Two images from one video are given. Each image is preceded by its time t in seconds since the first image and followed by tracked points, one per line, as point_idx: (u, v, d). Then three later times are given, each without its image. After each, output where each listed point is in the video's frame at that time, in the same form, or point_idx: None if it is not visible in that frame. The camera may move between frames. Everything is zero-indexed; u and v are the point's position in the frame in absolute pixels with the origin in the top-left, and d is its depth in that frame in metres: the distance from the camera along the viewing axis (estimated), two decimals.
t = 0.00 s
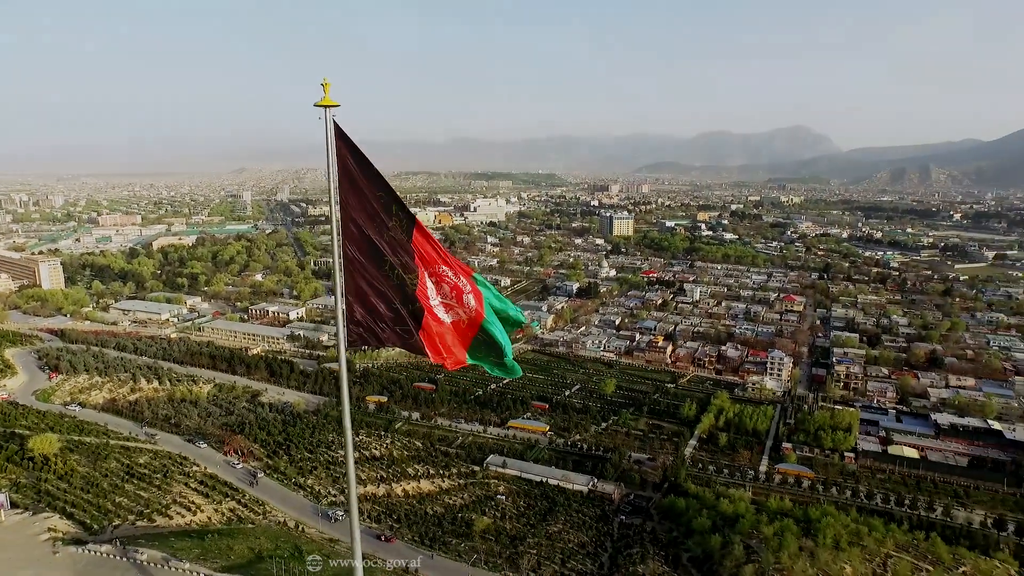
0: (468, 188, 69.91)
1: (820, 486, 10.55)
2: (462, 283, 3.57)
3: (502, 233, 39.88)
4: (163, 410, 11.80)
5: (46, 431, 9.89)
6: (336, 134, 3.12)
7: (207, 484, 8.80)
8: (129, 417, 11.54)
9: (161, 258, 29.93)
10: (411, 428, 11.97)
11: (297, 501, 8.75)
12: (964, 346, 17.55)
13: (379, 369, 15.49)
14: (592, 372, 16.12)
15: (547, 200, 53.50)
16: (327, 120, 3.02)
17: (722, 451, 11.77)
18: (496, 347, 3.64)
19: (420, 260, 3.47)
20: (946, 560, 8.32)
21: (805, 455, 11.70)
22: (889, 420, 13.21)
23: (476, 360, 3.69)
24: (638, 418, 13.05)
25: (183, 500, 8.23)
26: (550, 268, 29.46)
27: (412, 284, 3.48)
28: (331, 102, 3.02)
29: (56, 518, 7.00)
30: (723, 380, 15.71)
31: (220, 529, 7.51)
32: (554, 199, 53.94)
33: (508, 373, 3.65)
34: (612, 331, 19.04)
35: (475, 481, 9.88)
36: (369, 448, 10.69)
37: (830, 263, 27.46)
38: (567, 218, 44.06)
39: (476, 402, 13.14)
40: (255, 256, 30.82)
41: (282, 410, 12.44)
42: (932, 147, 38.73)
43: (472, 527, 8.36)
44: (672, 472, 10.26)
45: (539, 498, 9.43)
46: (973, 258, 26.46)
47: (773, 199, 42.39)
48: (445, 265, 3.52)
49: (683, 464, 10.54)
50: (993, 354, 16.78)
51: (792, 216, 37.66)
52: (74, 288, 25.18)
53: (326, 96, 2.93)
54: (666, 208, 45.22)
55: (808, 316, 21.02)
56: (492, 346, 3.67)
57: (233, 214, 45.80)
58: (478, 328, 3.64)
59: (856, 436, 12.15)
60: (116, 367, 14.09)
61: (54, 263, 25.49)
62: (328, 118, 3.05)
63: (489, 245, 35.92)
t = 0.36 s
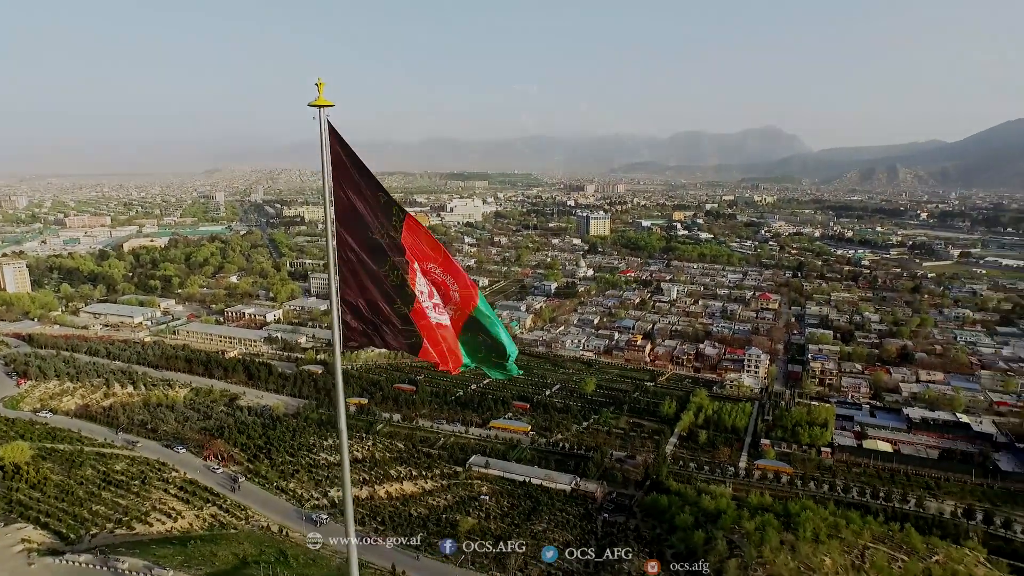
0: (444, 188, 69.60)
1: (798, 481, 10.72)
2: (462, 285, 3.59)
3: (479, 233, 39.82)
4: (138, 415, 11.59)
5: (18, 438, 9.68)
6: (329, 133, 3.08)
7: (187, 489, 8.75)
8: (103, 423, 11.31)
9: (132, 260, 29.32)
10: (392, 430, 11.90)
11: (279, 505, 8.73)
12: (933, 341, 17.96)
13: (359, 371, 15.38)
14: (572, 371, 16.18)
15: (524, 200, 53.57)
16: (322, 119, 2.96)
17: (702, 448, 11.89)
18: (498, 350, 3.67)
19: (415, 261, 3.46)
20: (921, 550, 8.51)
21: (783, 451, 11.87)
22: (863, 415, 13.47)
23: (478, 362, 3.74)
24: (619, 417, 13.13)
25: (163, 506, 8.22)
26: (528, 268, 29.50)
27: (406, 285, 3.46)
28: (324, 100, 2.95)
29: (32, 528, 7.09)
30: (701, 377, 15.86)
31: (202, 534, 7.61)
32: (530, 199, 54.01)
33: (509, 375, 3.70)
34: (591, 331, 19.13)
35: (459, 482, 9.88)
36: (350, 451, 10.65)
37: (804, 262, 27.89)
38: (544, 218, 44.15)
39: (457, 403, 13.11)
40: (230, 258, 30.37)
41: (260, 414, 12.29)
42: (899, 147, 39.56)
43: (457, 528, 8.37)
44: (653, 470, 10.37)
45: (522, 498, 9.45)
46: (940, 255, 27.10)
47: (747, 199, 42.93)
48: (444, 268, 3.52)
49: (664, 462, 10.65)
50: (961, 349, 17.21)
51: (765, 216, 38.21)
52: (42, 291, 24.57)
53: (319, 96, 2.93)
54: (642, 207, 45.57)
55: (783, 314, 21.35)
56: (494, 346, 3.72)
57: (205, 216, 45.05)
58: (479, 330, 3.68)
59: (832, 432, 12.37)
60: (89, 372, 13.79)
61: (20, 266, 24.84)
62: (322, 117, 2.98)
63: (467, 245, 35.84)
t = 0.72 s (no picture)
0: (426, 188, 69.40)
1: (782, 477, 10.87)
2: (465, 291, 3.67)
3: (462, 233, 39.76)
4: (120, 420, 11.41)
5: None
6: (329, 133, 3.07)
7: (173, 495, 8.70)
8: (83, 429, 11.12)
9: (109, 262, 28.84)
10: (379, 432, 11.85)
11: (267, 509, 8.72)
12: (910, 338, 18.32)
13: (343, 373, 15.33)
14: (557, 371, 16.23)
15: (505, 200, 53.59)
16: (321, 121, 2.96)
17: (688, 446, 12.00)
18: (500, 351, 3.85)
19: (410, 262, 3.50)
20: (904, 542, 8.67)
21: (767, 448, 12.02)
22: (844, 411, 13.68)
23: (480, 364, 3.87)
24: (605, 416, 13.19)
25: (148, 512, 8.15)
26: (511, 268, 29.52)
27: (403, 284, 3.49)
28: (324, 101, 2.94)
29: (14, 539, 6.99)
30: (685, 376, 15.98)
31: (190, 540, 7.55)
32: (512, 200, 54.04)
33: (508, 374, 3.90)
34: (575, 331, 19.19)
35: (446, 483, 9.89)
36: (337, 454, 10.65)
37: (784, 260, 28.27)
38: (526, 218, 44.21)
39: (443, 404, 13.09)
40: (209, 260, 30.01)
41: (244, 417, 12.18)
42: (874, 148, 40.23)
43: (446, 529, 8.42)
44: (639, 468, 10.46)
45: (511, 498, 9.46)
46: (916, 254, 27.63)
47: (726, 199, 43.38)
48: (450, 273, 3.61)
49: (650, 460, 10.73)
50: (937, 345, 17.54)
51: (745, 215, 38.63)
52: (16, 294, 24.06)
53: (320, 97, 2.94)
54: (623, 206, 45.80)
55: (765, 312, 21.60)
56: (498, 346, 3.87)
57: (184, 217, 44.48)
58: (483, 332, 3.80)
59: (814, 428, 12.54)
60: (67, 377, 13.53)
61: None
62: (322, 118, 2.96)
63: (449, 245, 35.76)
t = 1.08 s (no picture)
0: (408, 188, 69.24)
1: (767, 474, 11.01)
2: (461, 290, 3.99)
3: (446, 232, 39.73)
4: (101, 424, 11.24)
5: None
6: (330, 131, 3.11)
7: (159, 500, 8.65)
8: (63, 434, 10.93)
9: (87, 264, 28.38)
10: (365, 433, 11.81)
11: (256, 513, 8.70)
12: (889, 336, 18.61)
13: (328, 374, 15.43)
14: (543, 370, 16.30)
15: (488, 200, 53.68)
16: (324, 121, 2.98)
17: (674, 445, 12.09)
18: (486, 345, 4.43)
19: (411, 265, 3.67)
20: (886, 536, 8.81)
21: (752, 446, 12.17)
22: (826, 408, 13.88)
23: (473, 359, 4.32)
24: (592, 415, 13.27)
25: (134, 518, 8.08)
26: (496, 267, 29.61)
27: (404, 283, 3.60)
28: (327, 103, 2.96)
29: None
30: (670, 374, 16.10)
31: (178, 544, 7.48)
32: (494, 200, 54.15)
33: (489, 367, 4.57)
34: (561, 330, 19.29)
35: (435, 484, 9.91)
36: (324, 456, 10.66)
37: (764, 260, 28.62)
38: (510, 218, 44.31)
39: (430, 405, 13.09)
40: (190, 261, 29.68)
41: (228, 420, 12.08)
42: (851, 148, 40.90)
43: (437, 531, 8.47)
44: (626, 467, 10.55)
45: (500, 498, 9.47)
46: (894, 253, 28.11)
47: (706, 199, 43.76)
48: (450, 274, 3.89)
49: (637, 459, 10.81)
50: (915, 343, 17.88)
51: (726, 214, 39.10)
52: None
53: (320, 96, 2.98)
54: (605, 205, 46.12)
55: (747, 311, 21.87)
56: (485, 327, 4.48)
57: (163, 218, 43.92)
58: (478, 325, 4.30)
59: (797, 426, 12.69)
60: (46, 381, 13.30)
61: None
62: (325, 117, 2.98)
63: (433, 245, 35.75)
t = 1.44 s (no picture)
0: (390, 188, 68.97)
1: (755, 471, 11.13)
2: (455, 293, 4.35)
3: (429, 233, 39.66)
4: (84, 429, 11.07)
5: None
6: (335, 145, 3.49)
7: (146, 506, 8.56)
8: (45, 439, 10.74)
9: (65, 265, 27.92)
10: (353, 434, 11.77)
11: (247, 518, 8.65)
12: (870, 333, 18.88)
13: (314, 376, 15.39)
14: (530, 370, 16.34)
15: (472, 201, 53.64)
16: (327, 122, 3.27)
17: (662, 443, 12.16)
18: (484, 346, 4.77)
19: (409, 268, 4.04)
20: (872, 531, 8.94)
21: (739, 443, 12.29)
22: (811, 406, 14.05)
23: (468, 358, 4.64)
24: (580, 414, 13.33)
25: (123, 524, 7.98)
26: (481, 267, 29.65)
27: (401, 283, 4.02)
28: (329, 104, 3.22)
29: None
30: (656, 373, 16.20)
31: (168, 550, 7.40)
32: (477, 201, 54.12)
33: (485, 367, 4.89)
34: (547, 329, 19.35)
35: (425, 485, 9.90)
36: (312, 458, 10.60)
37: (746, 260, 28.94)
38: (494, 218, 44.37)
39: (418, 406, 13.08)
40: (171, 263, 29.33)
41: (214, 423, 11.97)
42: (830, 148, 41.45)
43: (428, 532, 8.49)
44: (615, 466, 10.62)
45: (491, 498, 9.48)
46: (874, 251, 28.55)
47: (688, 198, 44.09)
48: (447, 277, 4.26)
49: (625, 457, 10.87)
50: (896, 340, 18.16)
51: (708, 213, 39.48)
52: None
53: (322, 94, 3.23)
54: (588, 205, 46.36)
55: (730, 310, 22.09)
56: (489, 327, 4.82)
57: (142, 219, 43.28)
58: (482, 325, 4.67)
59: (783, 423, 12.82)
60: (26, 386, 13.06)
61: None
62: (331, 119, 3.34)
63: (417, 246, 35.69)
